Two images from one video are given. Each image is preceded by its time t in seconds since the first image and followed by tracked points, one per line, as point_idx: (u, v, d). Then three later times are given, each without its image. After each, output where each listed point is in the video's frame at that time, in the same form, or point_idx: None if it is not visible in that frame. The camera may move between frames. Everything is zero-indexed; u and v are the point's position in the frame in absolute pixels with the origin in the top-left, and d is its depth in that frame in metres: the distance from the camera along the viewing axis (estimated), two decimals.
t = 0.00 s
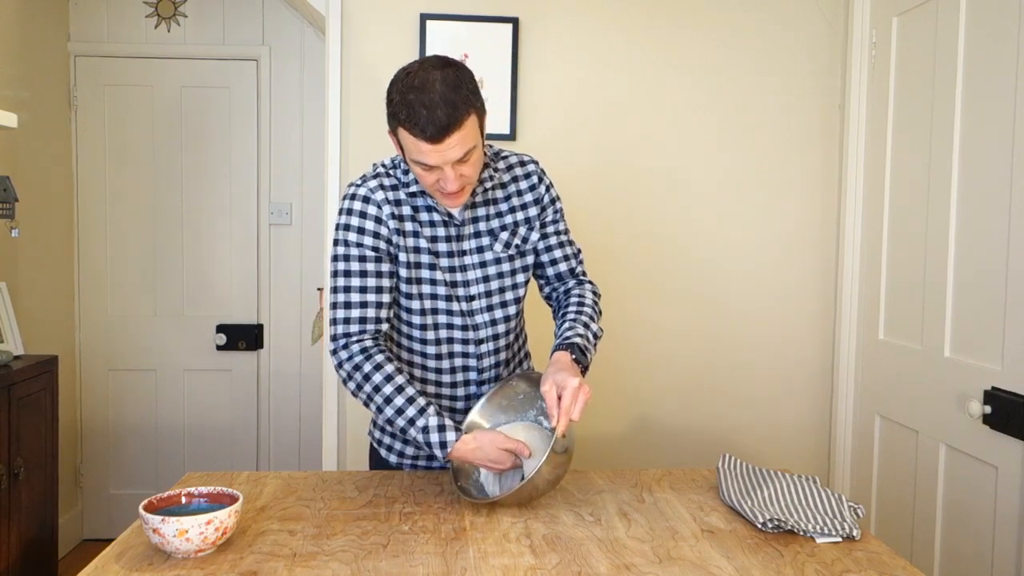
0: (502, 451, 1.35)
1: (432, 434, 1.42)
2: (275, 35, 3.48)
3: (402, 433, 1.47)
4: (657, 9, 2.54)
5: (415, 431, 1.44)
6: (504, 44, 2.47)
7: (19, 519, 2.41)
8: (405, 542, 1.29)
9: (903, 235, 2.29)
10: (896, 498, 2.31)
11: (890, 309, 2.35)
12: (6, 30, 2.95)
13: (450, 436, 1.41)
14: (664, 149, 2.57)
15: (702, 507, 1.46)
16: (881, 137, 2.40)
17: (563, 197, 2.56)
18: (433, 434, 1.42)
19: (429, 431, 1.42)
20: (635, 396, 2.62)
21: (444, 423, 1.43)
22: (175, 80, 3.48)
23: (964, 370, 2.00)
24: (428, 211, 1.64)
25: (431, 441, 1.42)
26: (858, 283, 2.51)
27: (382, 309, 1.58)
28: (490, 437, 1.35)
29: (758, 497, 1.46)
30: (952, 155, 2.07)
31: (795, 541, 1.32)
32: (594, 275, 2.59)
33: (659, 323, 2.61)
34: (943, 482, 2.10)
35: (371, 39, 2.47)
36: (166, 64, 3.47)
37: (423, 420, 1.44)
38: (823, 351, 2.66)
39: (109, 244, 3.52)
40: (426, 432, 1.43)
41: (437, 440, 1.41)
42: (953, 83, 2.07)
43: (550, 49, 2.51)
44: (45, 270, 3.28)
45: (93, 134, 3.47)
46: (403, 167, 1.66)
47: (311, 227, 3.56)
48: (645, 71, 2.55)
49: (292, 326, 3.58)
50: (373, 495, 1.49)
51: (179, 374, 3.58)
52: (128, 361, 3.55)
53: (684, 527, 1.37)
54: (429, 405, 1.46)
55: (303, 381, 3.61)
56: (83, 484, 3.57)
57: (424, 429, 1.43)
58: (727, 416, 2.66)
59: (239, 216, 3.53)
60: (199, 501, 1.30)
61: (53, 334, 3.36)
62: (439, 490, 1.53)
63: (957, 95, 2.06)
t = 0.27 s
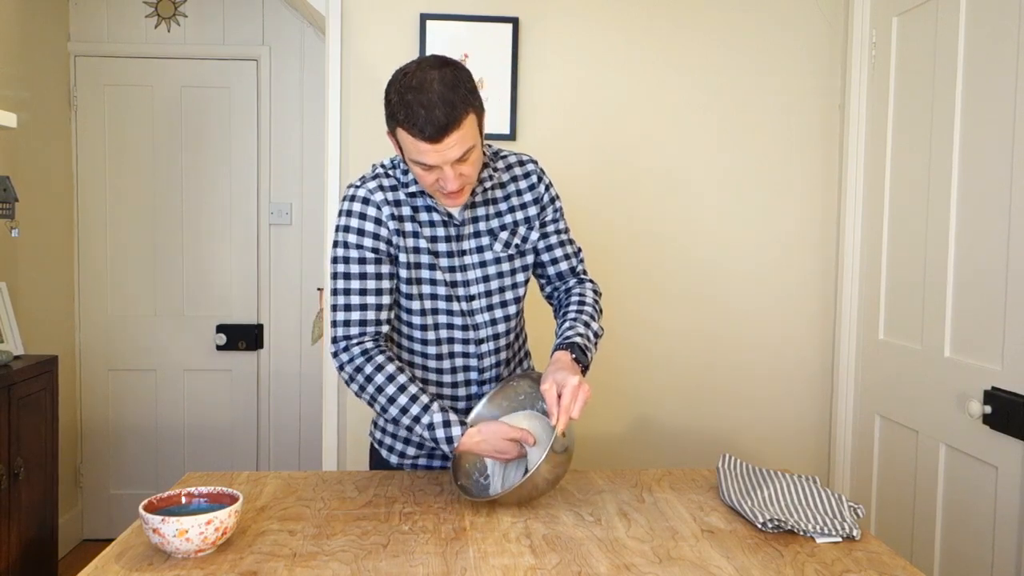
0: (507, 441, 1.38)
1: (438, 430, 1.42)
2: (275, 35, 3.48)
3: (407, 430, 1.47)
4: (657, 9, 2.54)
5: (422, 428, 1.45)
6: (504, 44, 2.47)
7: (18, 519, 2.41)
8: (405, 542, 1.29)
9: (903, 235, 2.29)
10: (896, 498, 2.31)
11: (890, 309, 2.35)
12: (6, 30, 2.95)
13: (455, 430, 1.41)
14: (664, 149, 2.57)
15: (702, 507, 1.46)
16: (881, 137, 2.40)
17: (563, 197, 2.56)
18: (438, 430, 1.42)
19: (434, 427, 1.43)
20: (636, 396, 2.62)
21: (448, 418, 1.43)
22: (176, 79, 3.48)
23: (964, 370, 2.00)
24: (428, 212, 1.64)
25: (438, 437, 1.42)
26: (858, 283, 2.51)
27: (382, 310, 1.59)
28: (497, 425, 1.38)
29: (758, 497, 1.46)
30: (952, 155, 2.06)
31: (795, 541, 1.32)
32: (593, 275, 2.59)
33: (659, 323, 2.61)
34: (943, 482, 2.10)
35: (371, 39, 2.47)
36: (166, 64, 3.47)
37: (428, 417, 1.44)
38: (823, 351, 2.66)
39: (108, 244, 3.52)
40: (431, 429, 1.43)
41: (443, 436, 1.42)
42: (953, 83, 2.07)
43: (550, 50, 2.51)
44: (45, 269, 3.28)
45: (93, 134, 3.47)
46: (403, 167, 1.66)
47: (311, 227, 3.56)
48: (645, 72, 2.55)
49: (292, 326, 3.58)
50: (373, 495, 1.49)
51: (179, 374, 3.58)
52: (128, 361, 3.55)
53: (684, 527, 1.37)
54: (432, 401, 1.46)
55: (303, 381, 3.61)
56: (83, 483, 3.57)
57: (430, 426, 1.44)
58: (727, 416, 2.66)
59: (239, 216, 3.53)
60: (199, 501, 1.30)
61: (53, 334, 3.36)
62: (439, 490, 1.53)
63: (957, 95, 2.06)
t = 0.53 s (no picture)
0: (506, 437, 1.37)
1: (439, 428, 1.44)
2: (275, 35, 3.48)
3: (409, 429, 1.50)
4: (657, 9, 2.54)
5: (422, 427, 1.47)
6: (504, 44, 2.47)
7: (19, 519, 2.41)
8: (405, 542, 1.29)
9: (903, 235, 2.29)
10: (896, 498, 2.31)
11: (890, 309, 2.35)
12: (6, 29, 2.95)
13: (455, 427, 1.44)
14: (664, 149, 2.57)
15: (702, 507, 1.46)
16: (881, 137, 2.40)
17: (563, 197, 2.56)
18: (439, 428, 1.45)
19: (434, 426, 1.45)
20: (636, 396, 2.62)
21: (449, 415, 1.45)
22: (176, 79, 3.48)
23: (964, 370, 2.00)
24: (429, 211, 1.64)
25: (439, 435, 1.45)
26: (858, 283, 2.51)
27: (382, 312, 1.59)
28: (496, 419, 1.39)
29: (758, 497, 1.46)
30: (952, 155, 2.07)
31: (795, 541, 1.32)
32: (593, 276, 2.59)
33: (658, 323, 2.61)
34: (943, 482, 2.10)
35: (371, 39, 2.47)
36: (166, 64, 3.47)
37: (429, 415, 1.46)
38: (823, 351, 2.66)
39: (109, 244, 3.52)
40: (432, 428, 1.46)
41: (444, 433, 1.44)
42: (953, 83, 2.07)
43: (549, 49, 2.51)
44: (45, 269, 3.28)
45: (93, 134, 3.47)
46: (403, 166, 1.65)
47: (311, 227, 3.56)
48: (645, 72, 2.55)
49: (292, 327, 3.58)
50: (373, 495, 1.49)
51: (179, 374, 3.58)
52: (128, 361, 3.55)
53: (684, 527, 1.37)
54: (432, 399, 1.48)
55: (303, 381, 3.61)
56: (83, 483, 3.58)
57: (430, 424, 1.45)
58: (727, 416, 2.66)
59: (239, 216, 3.53)
60: (199, 501, 1.30)
61: (53, 334, 3.36)
62: (439, 490, 1.53)
63: (957, 95, 2.06)
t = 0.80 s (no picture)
0: (501, 437, 1.38)
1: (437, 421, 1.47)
2: (275, 35, 3.48)
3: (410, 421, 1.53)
4: (656, 9, 2.54)
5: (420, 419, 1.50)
6: (504, 44, 2.47)
7: (19, 519, 2.41)
8: (405, 542, 1.29)
9: (903, 235, 2.29)
10: (896, 498, 2.31)
11: (890, 309, 2.35)
12: (6, 29, 2.95)
13: (452, 419, 1.46)
14: (664, 149, 2.57)
15: (702, 507, 1.46)
16: (881, 137, 2.40)
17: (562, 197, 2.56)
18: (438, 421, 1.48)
19: (432, 418, 1.48)
20: (636, 396, 2.62)
21: (446, 407, 1.47)
22: (176, 79, 3.48)
23: (964, 370, 2.00)
24: (430, 210, 1.64)
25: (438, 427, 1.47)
26: (858, 283, 2.51)
27: (382, 309, 1.61)
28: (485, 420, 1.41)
29: (758, 497, 1.46)
30: (952, 155, 2.07)
31: (795, 541, 1.32)
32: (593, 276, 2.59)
33: (658, 323, 2.61)
34: (943, 482, 2.10)
35: (371, 39, 2.47)
36: (166, 64, 3.47)
37: (428, 408, 1.49)
38: (823, 351, 2.66)
39: (109, 244, 3.52)
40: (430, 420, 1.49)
41: (442, 425, 1.47)
42: (953, 83, 2.07)
43: (549, 49, 2.51)
44: (45, 269, 3.28)
45: (93, 134, 3.47)
46: (406, 163, 1.64)
47: (311, 227, 3.56)
48: (645, 72, 2.55)
49: (292, 326, 3.58)
50: (373, 495, 1.49)
51: (179, 374, 3.58)
52: (128, 361, 3.55)
53: (684, 527, 1.37)
54: (431, 393, 1.51)
55: (303, 381, 3.61)
56: (83, 483, 3.57)
57: (428, 416, 1.49)
58: (727, 416, 2.66)
59: (239, 216, 3.53)
60: (199, 501, 1.30)
61: (53, 334, 3.36)
62: (439, 490, 1.52)
63: (957, 95, 2.06)
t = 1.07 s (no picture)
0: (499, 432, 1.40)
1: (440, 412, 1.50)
2: (275, 35, 3.48)
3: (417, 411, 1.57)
4: (656, 9, 2.54)
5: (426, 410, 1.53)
6: (504, 44, 2.47)
7: (18, 519, 2.41)
8: (405, 542, 1.29)
9: (903, 235, 2.29)
10: (896, 498, 2.31)
11: (890, 309, 2.35)
12: (6, 29, 2.95)
13: (453, 411, 1.48)
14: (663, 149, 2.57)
15: (702, 507, 1.46)
16: (882, 137, 2.40)
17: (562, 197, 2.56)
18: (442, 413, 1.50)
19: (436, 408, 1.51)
20: (636, 396, 2.62)
21: (448, 398, 1.50)
22: (176, 79, 3.48)
23: (964, 370, 2.00)
24: (432, 208, 1.64)
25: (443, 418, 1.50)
26: (858, 283, 2.51)
27: (387, 306, 1.63)
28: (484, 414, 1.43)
29: (758, 497, 1.46)
30: (952, 156, 2.06)
31: (795, 541, 1.32)
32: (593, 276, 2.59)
33: (658, 323, 2.61)
34: (943, 482, 2.10)
35: (371, 40, 2.47)
36: (166, 64, 3.47)
37: (432, 399, 1.52)
38: (823, 351, 2.66)
39: (109, 244, 3.52)
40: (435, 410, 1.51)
41: (444, 417, 1.50)
42: (953, 83, 2.07)
43: (549, 49, 2.51)
44: (45, 269, 3.28)
45: (93, 134, 3.47)
46: (407, 162, 1.65)
47: (312, 227, 3.56)
48: (645, 72, 2.55)
49: (292, 326, 3.58)
50: (373, 495, 1.49)
51: (179, 374, 3.58)
52: (128, 361, 3.55)
53: (684, 527, 1.37)
54: (436, 382, 1.53)
55: (303, 381, 3.61)
56: (83, 483, 3.57)
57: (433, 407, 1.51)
58: (727, 416, 2.66)
59: (240, 216, 3.53)
60: (199, 501, 1.30)
61: (53, 334, 3.36)
62: (439, 490, 1.53)
63: (957, 95, 2.06)
